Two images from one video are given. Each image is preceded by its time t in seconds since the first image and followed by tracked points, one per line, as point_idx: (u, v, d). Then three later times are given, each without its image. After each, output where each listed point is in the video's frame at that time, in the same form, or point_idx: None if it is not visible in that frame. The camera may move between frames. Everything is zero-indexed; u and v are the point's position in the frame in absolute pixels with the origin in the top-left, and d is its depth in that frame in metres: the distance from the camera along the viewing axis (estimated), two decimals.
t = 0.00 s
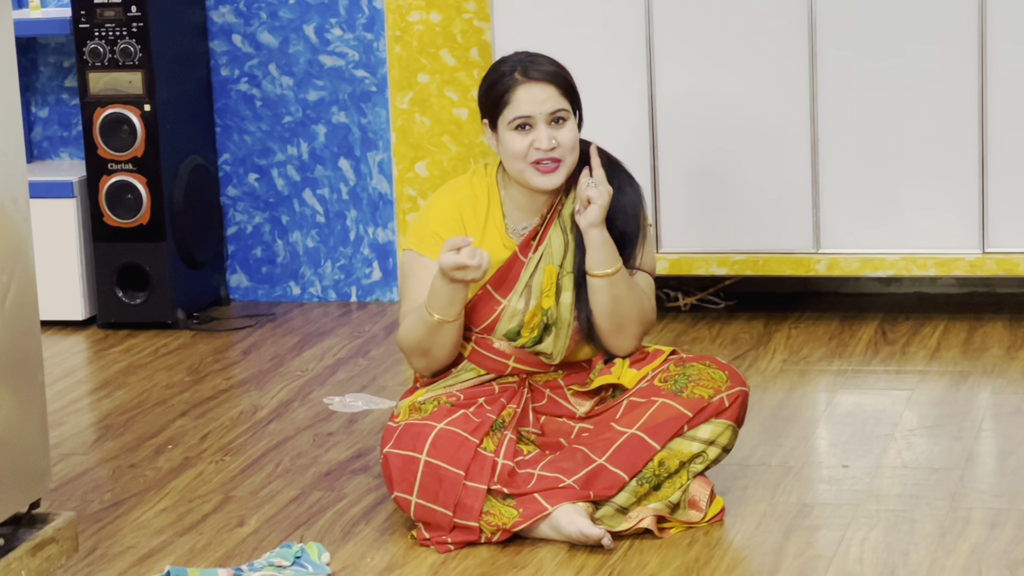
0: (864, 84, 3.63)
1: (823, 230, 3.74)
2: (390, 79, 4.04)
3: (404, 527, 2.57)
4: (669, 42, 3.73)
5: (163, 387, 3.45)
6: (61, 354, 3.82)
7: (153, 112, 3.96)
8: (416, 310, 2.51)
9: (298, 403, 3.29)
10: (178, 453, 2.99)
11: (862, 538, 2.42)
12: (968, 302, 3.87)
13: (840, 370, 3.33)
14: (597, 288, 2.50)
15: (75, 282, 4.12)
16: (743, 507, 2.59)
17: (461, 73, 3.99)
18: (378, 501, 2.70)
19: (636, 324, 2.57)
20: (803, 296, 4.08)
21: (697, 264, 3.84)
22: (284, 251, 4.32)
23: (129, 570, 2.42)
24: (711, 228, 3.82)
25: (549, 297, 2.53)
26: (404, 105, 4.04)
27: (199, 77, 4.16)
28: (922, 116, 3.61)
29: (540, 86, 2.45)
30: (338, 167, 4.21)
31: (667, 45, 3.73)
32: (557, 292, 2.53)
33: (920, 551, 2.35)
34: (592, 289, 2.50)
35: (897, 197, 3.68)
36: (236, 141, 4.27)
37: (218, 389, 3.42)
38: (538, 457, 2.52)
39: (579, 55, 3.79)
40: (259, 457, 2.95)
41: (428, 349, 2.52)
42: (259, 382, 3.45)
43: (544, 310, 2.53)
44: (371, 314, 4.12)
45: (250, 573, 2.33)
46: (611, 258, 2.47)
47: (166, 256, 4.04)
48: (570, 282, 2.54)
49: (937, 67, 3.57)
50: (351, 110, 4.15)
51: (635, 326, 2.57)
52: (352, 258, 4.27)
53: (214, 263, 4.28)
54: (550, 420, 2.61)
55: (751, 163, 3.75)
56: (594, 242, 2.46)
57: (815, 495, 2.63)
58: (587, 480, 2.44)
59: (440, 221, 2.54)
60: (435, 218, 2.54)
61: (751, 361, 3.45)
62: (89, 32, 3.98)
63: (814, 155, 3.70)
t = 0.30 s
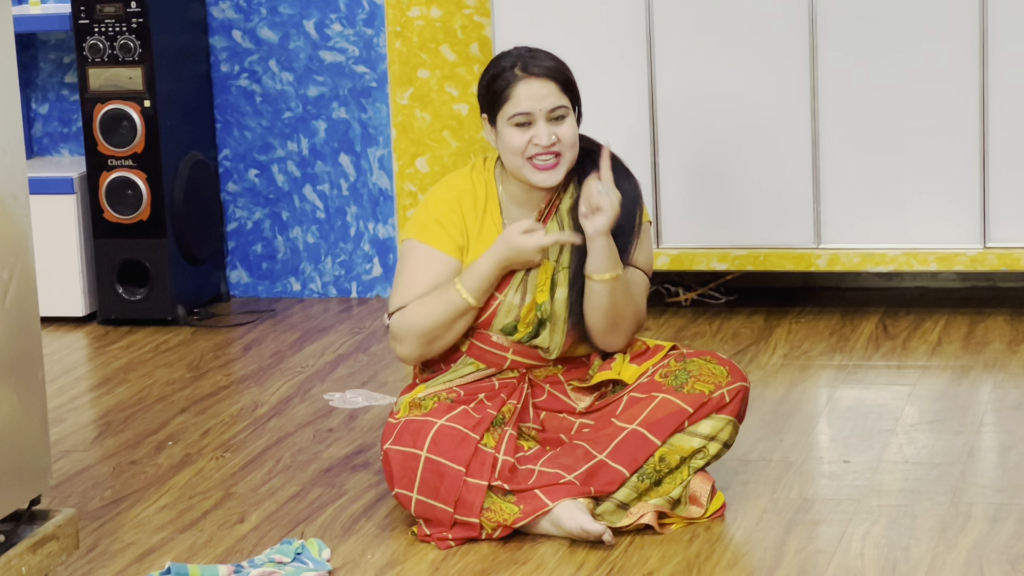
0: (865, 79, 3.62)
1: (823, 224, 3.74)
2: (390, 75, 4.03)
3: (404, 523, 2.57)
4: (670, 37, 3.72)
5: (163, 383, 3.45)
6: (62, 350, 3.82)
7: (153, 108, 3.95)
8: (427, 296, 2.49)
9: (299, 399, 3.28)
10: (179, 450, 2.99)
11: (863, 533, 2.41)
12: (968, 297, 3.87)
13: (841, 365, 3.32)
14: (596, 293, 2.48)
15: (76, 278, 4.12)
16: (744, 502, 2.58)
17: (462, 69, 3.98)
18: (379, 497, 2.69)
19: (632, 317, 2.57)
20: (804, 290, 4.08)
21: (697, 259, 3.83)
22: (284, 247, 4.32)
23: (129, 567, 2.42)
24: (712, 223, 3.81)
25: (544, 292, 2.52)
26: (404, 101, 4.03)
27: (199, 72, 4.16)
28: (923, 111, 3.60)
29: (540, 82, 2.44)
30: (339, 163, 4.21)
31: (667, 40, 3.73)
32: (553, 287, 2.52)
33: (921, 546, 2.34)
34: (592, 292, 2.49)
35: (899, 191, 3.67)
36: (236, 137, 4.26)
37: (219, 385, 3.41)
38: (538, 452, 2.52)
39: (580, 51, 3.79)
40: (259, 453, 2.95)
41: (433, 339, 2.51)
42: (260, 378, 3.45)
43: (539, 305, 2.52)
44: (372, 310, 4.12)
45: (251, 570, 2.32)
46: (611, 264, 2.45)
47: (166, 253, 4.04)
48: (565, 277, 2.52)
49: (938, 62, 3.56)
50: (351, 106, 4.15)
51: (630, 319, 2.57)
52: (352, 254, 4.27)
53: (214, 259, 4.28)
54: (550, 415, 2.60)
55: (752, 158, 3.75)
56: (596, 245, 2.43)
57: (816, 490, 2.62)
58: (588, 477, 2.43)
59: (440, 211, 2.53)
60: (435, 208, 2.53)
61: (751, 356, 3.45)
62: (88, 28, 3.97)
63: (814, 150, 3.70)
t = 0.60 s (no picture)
0: (865, 74, 3.62)
1: (824, 220, 3.74)
2: (391, 71, 4.08)
3: (405, 519, 2.57)
4: (671, 32, 3.72)
5: (164, 379, 3.45)
6: (63, 347, 3.82)
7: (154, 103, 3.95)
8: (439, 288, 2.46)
9: (300, 395, 3.28)
10: (180, 446, 2.99)
11: (864, 529, 2.41)
12: (969, 292, 3.87)
13: (842, 361, 3.32)
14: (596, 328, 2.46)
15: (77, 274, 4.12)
16: (745, 498, 2.58)
17: (463, 65, 4.02)
18: (380, 494, 2.69)
19: (630, 327, 2.53)
20: (804, 286, 4.08)
21: (698, 254, 3.82)
22: (285, 243, 4.32)
23: (130, 564, 2.42)
24: (713, 219, 3.81)
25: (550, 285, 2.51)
26: (405, 97, 4.07)
27: (200, 68, 4.16)
28: (924, 106, 3.60)
29: (546, 75, 2.44)
30: (339, 159, 4.21)
31: (668, 37, 3.73)
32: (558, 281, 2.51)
33: (922, 542, 2.34)
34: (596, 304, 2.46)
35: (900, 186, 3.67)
36: (237, 133, 4.26)
37: (220, 381, 3.41)
38: (539, 448, 2.53)
39: (581, 46, 3.79)
40: (261, 449, 2.95)
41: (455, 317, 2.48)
42: (261, 374, 3.45)
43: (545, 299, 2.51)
44: (373, 306, 4.11)
45: (252, 566, 2.32)
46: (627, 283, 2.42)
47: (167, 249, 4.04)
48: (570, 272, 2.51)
49: (940, 57, 3.56)
50: (352, 102, 4.15)
51: (628, 328, 2.53)
52: (353, 250, 4.27)
53: (215, 255, 4.27)
54: (550, 409, 2.61)
55: (753, 153, 3.74)
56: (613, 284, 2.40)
57: (817, 485, 2.62)
58: (589, 472, 2.43)
59: (443, 200, 2.52)
60: (439, 197, 2.52)
61: (752, 351, 3.45)
62: (89, 24, 3.97)
63: (815, 146, 3.70)
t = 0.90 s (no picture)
0: (867, 70, 3.62)
1: (824, 215, 3.74)
2: (392, 66, 4.08)
3: (407, 514, 2.57)
4: (671, 28, 3.72)
5: (165, 374, 3.45)
6: (64, 342, 3.82)
7: (154, 99, 3.95)
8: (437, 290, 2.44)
9: (300, 390, 3.28)
10: (181, 441, 2.99)
11: (865, 523, 2.41)
12: (970, 287, 3.87)
13: (843, 356, 3.32)
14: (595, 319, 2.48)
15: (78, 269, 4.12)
16: (746, 492, 2.58)
17: (463, 60, 4.01)
18: (381, 488, 2.69)
19: (632, 331, 2.55)
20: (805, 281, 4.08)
21: (700, 249, 3.83)
22: (287, 238, 4.32)
23: (131, 559, 2.42)
24: (714, 215, 3.81)
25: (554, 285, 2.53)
26: (406, 92, 4.08)
27: (200, 64, 4.15)
28: (925, 102, 3.60)
29: (552, 79, 2.42)
30: (340, 154, 4.21)
31: (669, 32, 3.73)
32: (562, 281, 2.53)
33: (923, 536, 2.34)
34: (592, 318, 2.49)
35: (900, 181, 3.67)
36: (238, 128, 4.26)
37: (220, 376, 3.41)
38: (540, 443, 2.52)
39: (582, 41, 3.79)
40: (262, 444, 2.95)
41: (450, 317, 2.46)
42: (262, 369, 3.45)
43: (550, 298, 2.53)
44: (373, 301, 4.11)
45: (253, 561, 2.32)
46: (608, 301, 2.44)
47: (168, 245, 4.04)
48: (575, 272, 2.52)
49: (941, 53, 3.56)
50: (353, 97, 4.15)
51: (630, 331, 2.55)
52: (354, 245, 4.27)
53: (215, 249, 4.27)
54: (552, 404, 2.61)
55: (753, 148, 3.74)
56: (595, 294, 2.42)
57: (818, 480, 2.62)
58: (590, 467, 2.43)
59: (446, 195, 2.52)
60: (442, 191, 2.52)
61: (753, 347, 3.45)
62: (89, 19, 3.97)
63: (816, 141, 3.70)
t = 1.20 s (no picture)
0: (868, 65, 3.62)
1: (824, 210, 3.74)
2: (392, 61, 4.08)
3: (407, 509, 2.57)
4: (670, 23, 3.72)
5: (165, 369, 3.45)
6: (64, 337, 3.82)
7: (155, 94, 3.96)
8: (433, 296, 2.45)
9: (301, 385, 3.29)
10: (181, 435, 2.99)
11: (865, 517, 2.41)
12: (970, 282, 3.87)
13: (843, 351, 3.32)
14: (597, 312, 2.49)
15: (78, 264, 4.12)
16: (746, 487, 2.58)
17: (464, 55, 4.01)
18: (381, 483, 2.70)
19: (631, 325, 2.55)
20: (805, 276, 4.08)
21: (699, 245, 3.82)
22: (287, 233, 4.32)
23: (131, 553, 2.42)
24: (715, 209, 3.81)
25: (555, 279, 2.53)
26: (406, 87, 4.07)
27: (200, 59, 4.16)
28: (925, 97, 3.61)
29: (551, 75, 2.42)
30: (340, 149, 4.21)
31: (669, 27, 3.73)
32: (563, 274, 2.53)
33: (923, 530, 2.34)
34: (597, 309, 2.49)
35: (901, 176, 3.67)
36: (238, 123, 4.26)
37: (221, 371, 3.42)
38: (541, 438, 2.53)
39: (581, 36, 3.79)
40: (262, 438, 2.95)
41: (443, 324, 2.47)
42: (262, 364, 3.46)
43: (551, 291, 2.53)
44: (373, 296, 4.12)
45: (253, 555, 2.33)
46: (614, 296, 2.45)
47: (168, 240, 4.05)
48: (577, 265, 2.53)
49: (942, 48, 3.56)
50: (354, 92, 4.15)
51: (630, 325, 2.56)
52: (354, 240, 4.27)
53: (215, 245, 4.28)
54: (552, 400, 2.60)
55: (754, 143, 3.75)
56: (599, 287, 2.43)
57: (818, 474, 2.62)
58: (590, 462, 2.44)
59: (445, 194, 2.52)
60: (441, 191, 2.52)
61: (753, 342, 3.45)
62: (89, 14, 3.97)
63: (816, 136, 3.70)
